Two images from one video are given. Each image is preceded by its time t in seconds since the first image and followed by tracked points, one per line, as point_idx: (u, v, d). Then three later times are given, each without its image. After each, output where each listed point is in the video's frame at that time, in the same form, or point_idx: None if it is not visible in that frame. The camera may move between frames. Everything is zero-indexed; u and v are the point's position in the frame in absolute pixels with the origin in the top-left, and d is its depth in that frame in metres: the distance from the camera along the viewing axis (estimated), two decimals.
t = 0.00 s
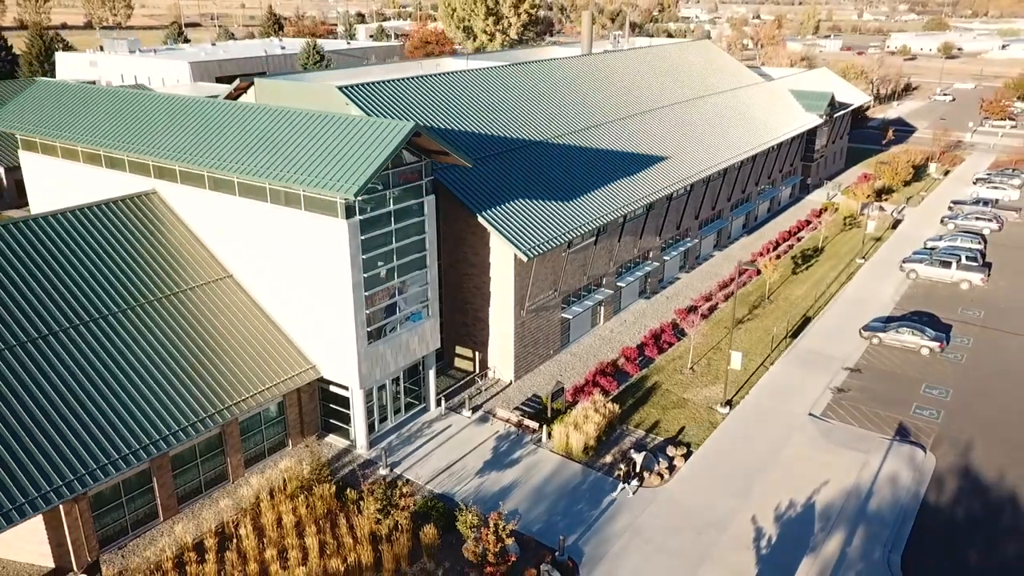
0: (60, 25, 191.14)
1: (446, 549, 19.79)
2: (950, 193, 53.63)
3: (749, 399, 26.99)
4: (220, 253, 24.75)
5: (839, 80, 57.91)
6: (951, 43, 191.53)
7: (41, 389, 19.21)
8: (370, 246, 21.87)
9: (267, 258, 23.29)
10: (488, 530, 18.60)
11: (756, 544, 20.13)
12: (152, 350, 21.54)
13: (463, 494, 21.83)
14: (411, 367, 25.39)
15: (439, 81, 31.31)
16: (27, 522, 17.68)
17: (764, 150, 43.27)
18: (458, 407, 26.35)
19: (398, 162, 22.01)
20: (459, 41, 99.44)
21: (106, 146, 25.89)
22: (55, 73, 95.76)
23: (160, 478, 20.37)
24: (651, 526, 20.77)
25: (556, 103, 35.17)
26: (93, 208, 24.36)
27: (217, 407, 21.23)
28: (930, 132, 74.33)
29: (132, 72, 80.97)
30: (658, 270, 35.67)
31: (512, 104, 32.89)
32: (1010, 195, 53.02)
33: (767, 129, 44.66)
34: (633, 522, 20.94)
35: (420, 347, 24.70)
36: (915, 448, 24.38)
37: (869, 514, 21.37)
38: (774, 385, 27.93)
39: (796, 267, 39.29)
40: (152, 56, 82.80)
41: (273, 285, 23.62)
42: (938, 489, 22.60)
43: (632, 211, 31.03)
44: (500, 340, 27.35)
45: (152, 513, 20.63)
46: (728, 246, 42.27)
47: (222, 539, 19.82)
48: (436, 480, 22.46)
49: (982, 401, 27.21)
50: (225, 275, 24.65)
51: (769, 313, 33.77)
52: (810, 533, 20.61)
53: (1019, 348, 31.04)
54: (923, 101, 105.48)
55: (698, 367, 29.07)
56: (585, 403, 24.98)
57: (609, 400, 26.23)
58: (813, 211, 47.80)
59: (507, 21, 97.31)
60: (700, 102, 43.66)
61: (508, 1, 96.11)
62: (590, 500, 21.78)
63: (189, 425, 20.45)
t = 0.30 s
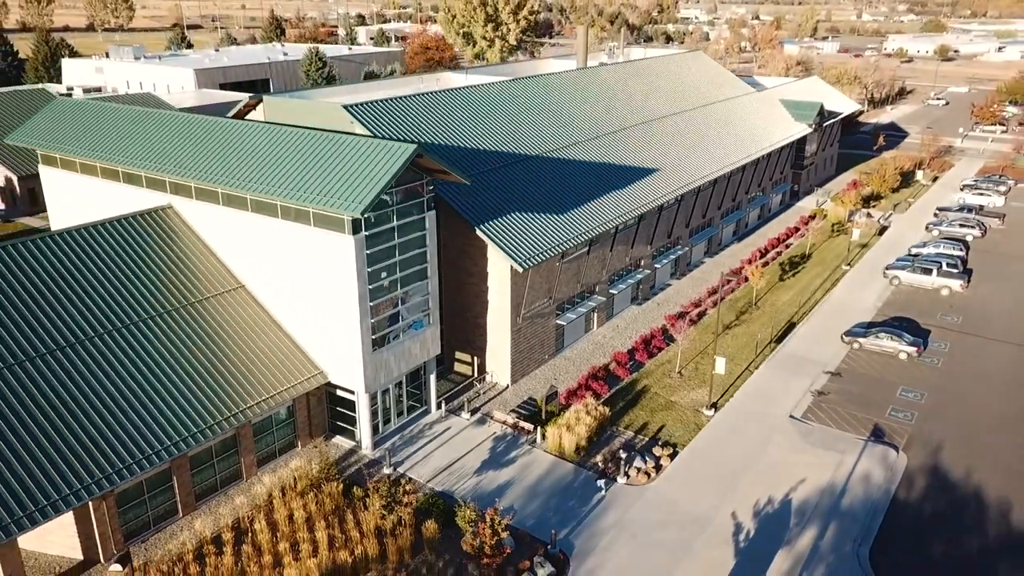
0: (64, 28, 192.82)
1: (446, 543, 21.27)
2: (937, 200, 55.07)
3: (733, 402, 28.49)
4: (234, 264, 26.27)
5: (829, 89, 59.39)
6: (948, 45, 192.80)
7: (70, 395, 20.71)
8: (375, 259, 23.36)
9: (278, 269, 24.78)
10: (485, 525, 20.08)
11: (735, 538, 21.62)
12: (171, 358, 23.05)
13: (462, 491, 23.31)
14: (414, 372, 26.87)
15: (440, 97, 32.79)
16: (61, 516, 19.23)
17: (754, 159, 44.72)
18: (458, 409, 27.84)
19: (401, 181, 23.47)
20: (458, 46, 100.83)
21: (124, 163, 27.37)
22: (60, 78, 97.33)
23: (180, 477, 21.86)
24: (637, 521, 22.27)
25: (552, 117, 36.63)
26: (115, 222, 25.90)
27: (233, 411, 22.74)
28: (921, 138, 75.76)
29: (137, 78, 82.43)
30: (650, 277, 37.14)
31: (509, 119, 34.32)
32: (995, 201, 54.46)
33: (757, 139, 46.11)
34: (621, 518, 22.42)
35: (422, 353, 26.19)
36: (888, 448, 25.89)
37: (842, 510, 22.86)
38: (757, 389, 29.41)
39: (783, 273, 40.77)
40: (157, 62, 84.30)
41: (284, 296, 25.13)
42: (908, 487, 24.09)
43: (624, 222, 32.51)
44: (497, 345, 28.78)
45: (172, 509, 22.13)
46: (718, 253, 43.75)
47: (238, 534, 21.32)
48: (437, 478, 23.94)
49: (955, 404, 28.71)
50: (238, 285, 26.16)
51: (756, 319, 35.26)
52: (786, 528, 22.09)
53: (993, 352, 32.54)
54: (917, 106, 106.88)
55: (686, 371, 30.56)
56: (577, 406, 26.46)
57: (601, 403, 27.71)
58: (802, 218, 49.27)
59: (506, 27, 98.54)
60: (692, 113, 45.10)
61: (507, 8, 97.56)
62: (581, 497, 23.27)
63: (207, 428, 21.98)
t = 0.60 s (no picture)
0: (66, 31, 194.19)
1: (446, 535, 22.86)
2: (923, 206, 56.63)
3: (717, 403, 30.04)
4: (245, 273, 27.84)
5: (820, 97, 60.93)
6: (944, 47, 194.21)
7: (96, 398, 22.30)
8: (379, 270, 24.91)
9: (288, 279, 26.34)
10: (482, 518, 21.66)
11: (714, 530, 23.19)
12: (188, 362, 24.63)
13: (461, 487, 24.88)
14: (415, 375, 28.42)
15: (440, 112, 34.33)
16: (89, 510, 20.83)
17: (744, 168, 46.23)
18: (457, 410, 29.40)
19: (404, 196, 25.00)
20: (458, 51, 102.30)
21: (141, 177, 28.92)
22: (66, 83, 98.88)
23: (197, 473, 23.44)
24: (624, 515, 23.83)
25: (548, 129, 38.17)
26: (134, 234, 27.48)
27: (246, 412, 24.34)
28: (911, 142, 77.27)
29: (143, 84, 83.98)
30: (641, 283, 38.70)
31: (506, 132, 35.83)
32: (980, 207, 55.99)
33: (747, 148, 47.64)
34: (609, 511, 23.98)
35: (422, 357, 27.75)
36: (863, 446, 27.44)
37: (816, 505, 24.43)
38: (741, 390, 30.98)
39: (771, 278, 42.34)
40: (162, 68, 85.84)
41: (293, 304, 26.70)
42: (879, 483, 25.65)
43: (616, 231, 34.05)
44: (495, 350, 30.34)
45: (190, 504, 23.72)
46: (709, 258, 45.30)
47: (251, 527, 22.90)
48: (437, 475, 25.50)
49: (929, 405, 30.25)
50: (249, 293, 27.74)
51: (742, 323, 36.81)
52: (763, 521, 23.67)
53: (968, 355, 34.07)
54: (910, 109, 108.42)
55: (674, 373, 32.13)
56: (569, 407, 28.02)
57: (592, 404, 29.28)
58: (791, 224, 50.82)
59: (506, 32, 99.84)
60: (684, 123, 46.60)
61: (506, 13, 99.05)
62: (572, 492, 24.84)
63: (222, 428, 23.58)
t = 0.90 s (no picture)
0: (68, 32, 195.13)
1: (446, 527, 24.45)
2: (910, 211, 58.14)
3: (703, 403, 31.61)
4: (255, 281, 29.41)
5: (810, 104, 62.47)
6: (941, 48, 195.58)
7: (117, 401, 23.85)
8: (383, 279, 26.48)
9: (296, 287, 27.92)
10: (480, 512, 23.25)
11: (697, 523, 24.77)
12: (202, 366, 26.18)
13: (459, 483, 26.45)
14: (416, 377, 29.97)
15: (440, 124, 35.87)
16: (113, 505, 22.39)
17: (734, 175, 47.74)
18: (456, 410, 31.00)
19: (406, 210, 26.54)
20: (458, 56, 103.63)
21: (156, 189, 30.44)
22: (72, 86, 100.21)
23: (212, 470, 25.01)
24: (613, 508, 25.41)
25: (543, 140, 39.65)
26: (150, 244, 29.04)
27: (258, 413, 25.91)
28: (903, 147, 78.71)
29: (148, 89, 85.48)
30: (634, 287, 40.23)
31: (503, 144, 37.36)
32: (966, 212, 57.50)
33: (737, 155, 49.15)
34: (599, 506, 25.55)
35: (423, 360, 29.33)
36: (840, 445, 29.00)
37: (793, 499, 26.00)
38: (727, 391, 32.55)
39: (758, 283, 43.92)
40: (166, 73, 87.13)
41: (301, 310, 28.25)
42: (855, 479, 27.22)
43: (608, 239, 35.59)
44: (491, 353, 31.88)
45: (205, 499, 25.29)
46: (700, 263, 46.87)
47: (264, 521, 24.48)
48: (437, 472, 27.06)
49: (905, 405, 31.83)
50: (259, 300, 29.32)
51: (730, 327, 38.38)
52: (743, 514, 25.25)
53: (945, 358, 35.60)
54: (904, 112, 109.88)
55: (663, 375, 33.71)
56: (562, 408, 29.59)
57: (584, 404, 30.85)
58: (781, 229, 52.34)
59: (505, 37, 100.16)
60: (676, 132, 48.10)
61: (505, 19, 99.42)
62: (564, 487, 26.43)
63: (236, 428, 25.16)
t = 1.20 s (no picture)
0: (70, 33, 196.26)
1: (445, 519, 26.03)
2: (898, 216, 59.67)
3: (691, 403, 33.18)
4: (265, 287, 31.00)
5: (802, 111, 64.02)
6: (937, 51, 196.94)
7: (136, 402, 25.42)
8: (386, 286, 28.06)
9: (303, 293, 29.50)
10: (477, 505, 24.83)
11: (681, 515, 26.36)
12: (214, 369, 27.74)
13: (458, 478, 28.03)
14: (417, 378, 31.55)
15: (440, 136, 37.43)
16: (134, 498, 23.99)
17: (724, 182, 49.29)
18: (455, 409, 32.59)
19: (407, 221, 28.12)
20: (457, 61, 105.03)
21: (169, 200, 32.00)
22: (77, 91, 101.57)
23: (226, 466, 26.61)
24: (603, 502, 27.00)
25: (538, 150, 41.19)
26: (164, 253, 30.61)
27: (267, 413, 27.48)
28: (894, 152, 80.20)
29: (153, 95, 86.94)
30: (626, 291, 41.79)
31: (500, 154, 38.92)
32: (952, 217, 59.00)
33: (728, 163, 50.69)
34: (589, 499, 27.14)
35: (423, 363, 30.91)
36: (819, 442, 30.59)
37: (773, 493, 27.58)
38: (713, 391, 34.14)
39: (747, 287, 45.49)
40: (170, 79, 88.61)
41: (308, 315, 29.84)
42: (832, 474, 28.78)
43: (601, 246, 37.13)
44: (489, 355, 33.46)
45: (219, 494, 26.88)
46: (691, 267, 48.43)
47: (274, 513, 26.07)
48: (437, 468, 28.64)
49: (882, 405, 33.40)
50: (268, 305, 30.91)
51: (718, 329, 39.96)
52: (725, 507, 26.84)
53: (924, 360, 37.15)
54: (897, 116, 111.31)
55: (652, 376, 35.28)
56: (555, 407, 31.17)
57: (577, 404, 32.41)
58: (771, 234, 53.88)
59: (503, 42, 101.26)
60: (669, 140, 49.63)
61: (504, 25, 100.83)
62: (557, 482, 28.01)
63: (247, 427, 26.74)
